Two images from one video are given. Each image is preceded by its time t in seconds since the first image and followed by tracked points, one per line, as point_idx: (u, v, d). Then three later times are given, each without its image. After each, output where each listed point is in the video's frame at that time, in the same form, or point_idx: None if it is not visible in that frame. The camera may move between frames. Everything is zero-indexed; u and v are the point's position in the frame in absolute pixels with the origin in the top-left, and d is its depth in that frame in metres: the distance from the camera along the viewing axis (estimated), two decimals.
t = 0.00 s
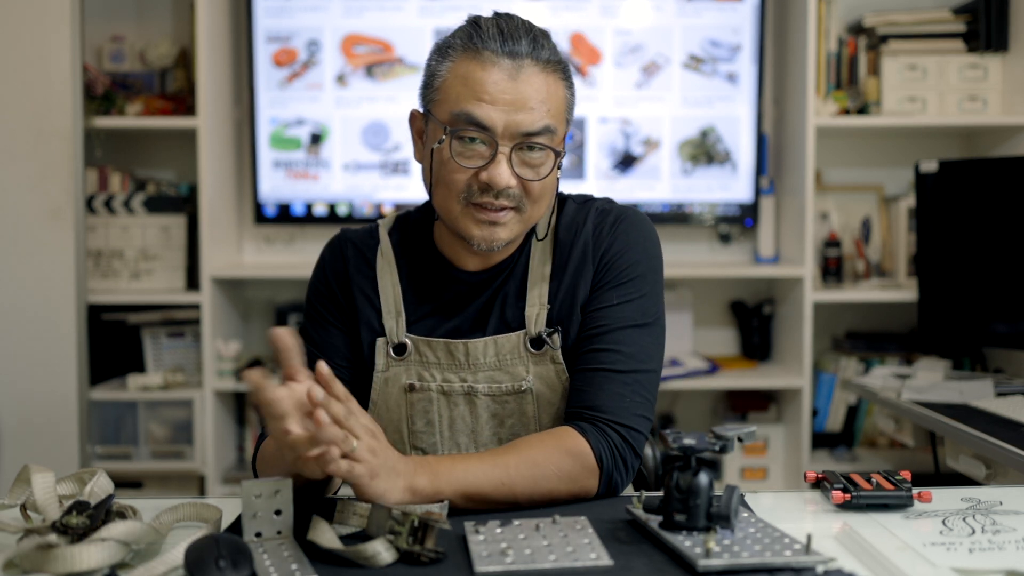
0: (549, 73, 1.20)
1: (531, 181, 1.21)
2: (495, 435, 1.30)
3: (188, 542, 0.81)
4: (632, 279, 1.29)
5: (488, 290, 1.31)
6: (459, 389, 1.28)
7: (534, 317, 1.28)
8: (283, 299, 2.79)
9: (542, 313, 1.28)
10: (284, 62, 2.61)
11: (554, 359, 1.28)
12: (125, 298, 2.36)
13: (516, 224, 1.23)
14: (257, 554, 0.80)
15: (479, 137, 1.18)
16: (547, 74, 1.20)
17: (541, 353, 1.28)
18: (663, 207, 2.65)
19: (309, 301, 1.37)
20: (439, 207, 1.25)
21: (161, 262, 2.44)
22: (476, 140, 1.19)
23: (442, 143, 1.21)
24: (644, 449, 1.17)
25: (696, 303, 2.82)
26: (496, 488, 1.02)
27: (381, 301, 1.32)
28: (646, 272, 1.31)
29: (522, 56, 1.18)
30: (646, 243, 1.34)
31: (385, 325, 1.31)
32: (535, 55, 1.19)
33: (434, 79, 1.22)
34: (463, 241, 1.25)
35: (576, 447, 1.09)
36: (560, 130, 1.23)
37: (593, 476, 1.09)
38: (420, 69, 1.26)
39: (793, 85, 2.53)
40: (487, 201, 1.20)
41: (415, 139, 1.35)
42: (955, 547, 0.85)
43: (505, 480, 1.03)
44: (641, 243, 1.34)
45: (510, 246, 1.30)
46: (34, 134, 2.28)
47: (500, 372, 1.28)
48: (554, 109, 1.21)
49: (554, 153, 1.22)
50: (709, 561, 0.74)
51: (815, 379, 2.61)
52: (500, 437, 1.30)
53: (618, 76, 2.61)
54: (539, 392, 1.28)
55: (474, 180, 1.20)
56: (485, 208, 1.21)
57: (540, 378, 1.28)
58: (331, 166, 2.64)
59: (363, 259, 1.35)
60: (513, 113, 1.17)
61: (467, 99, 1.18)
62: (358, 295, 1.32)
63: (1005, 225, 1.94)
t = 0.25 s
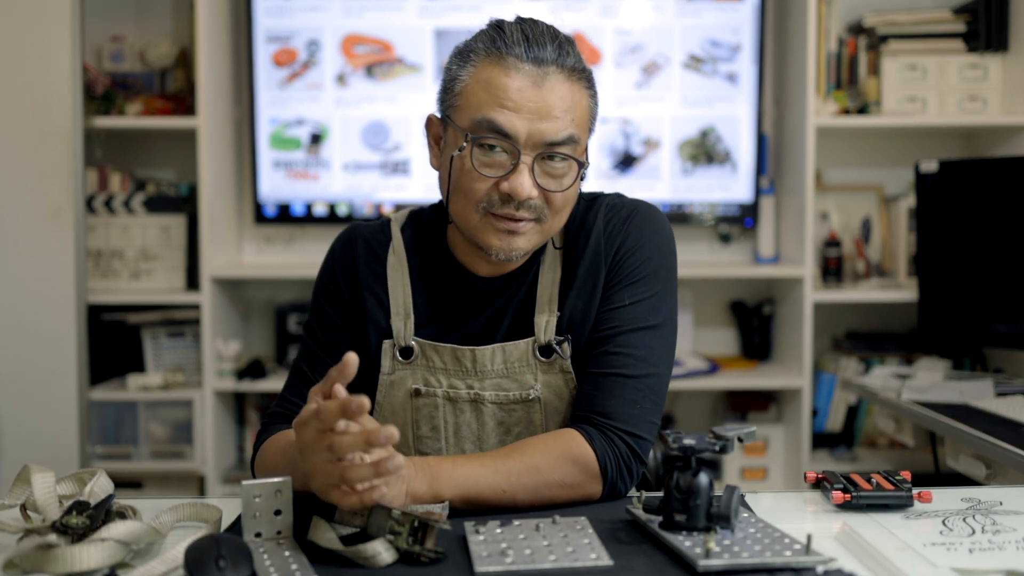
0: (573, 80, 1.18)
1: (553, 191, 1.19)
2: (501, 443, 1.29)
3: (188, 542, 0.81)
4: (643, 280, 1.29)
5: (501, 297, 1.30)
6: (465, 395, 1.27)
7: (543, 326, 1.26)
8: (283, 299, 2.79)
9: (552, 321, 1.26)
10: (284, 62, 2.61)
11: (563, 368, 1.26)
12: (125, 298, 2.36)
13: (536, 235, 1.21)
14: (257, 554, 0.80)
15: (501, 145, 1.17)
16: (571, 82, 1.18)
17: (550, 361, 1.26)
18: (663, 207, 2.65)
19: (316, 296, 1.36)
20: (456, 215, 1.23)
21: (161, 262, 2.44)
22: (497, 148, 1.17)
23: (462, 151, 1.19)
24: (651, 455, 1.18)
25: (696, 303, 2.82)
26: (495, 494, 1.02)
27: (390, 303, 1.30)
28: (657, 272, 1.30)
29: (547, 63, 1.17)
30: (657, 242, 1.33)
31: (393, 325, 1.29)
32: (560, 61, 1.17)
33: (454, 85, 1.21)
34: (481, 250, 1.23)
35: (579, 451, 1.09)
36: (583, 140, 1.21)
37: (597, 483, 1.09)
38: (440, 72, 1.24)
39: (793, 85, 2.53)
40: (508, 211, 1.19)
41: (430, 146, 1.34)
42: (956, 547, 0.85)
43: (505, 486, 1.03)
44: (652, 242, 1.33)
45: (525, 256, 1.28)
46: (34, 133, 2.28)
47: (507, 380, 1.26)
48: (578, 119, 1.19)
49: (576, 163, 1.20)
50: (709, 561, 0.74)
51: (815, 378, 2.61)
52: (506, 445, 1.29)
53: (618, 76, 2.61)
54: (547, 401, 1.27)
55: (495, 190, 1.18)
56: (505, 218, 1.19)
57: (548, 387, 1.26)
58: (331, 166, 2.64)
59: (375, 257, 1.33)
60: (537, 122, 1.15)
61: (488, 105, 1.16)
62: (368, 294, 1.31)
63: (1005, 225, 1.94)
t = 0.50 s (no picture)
0: (590, 88, 1.18)
1: (570, 201, 1.19)
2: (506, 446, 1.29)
3: (188, 542, 0.81)
4: (649, 280, 1.28)
5: (512, 302, 1.29)
6: (470, 400, 1.26)
7: (551, 330, 1.26)
8: (283, 299, 2.79)
9: (559, 326, 1.26)
10: (283, 62, 2.61)
11: (570, 373, 1.26)
12: (125, 298, 2.36)
13: (551, 244, 1.21)
14: (257, 554, 0.80)
15: (517, 154, 1.16)
16: (588, 89, 1.18)
17: (557, 366, 1.26)
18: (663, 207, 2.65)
19: (322, 293, 1.35)
20: (471, 224, 1.23)
21: (161, 262, 2.44)
22: (513, 158, 1.17)
23: (478, 160, 1.19)
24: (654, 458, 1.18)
25: (696, 303, 2.82)
26: (494, 496, 1.02)
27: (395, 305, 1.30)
28: (663, 272, 1.30)
29: (564, 69, 1.17)
30: (664, 240, 1.33)
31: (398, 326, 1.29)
32: (576, 69, 1.17)
33: (469, 93, 1.21)
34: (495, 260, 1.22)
35: (580, 456, 1.09)
36: (599, 148, 1.20)
37: (597, 486, 1.08)
38: (453, 77, 1.24)
39: (793, 86, 2.53)
40: (524, 222, 1.18)
41: (442, 155, 1.34)
42: (956, 547, 0.85)
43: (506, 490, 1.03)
44: (658, 241, 1.32)
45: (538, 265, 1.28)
46: (34, 133, 2.28)
47: (513, 385, 1.26)
48: (595, 127, 1.19)
49: (592, 171, 1.19)
50: (710, 561, 0.74)
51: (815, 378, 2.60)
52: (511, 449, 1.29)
53: (618, 76, 2.61)
54: (554, 406, 1.26)
55: (510, 199, 1.18)
56: (521, 228, 1.19)
57: (554, 392, 1.26)
58: (331, 166, 2.64)
59: (383, 257, 1.33)
60: (554, 130, 1.15)
61: (504, 114, 1.16)
62: (374, 295, 1.30)
63: (1005, 225, 1.94)
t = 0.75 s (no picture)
0: (589, 90, 1.18)
1: (569, 203, 1.19)
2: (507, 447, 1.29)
3: (188, 542, 0.81)
4: (650, 280, 1.28)
5: (513, 302, 1.29)
6: (471, 401, 1.26)
7: (552, 331, 1.26)
8: (283, 299, 2.79)
9: (560, 325, 1.26)
10: (284, 62, 2.61)
11: (571, 374, 1.26)
12: (125, 298, 2.36)
13: (550, 247, 1.21)
14: (257, 554, 0.80)
15: (516, 157, 1.16)
16: (587, 91, 1.18)
17: (558, 367, 1.26)
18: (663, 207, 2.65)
19: (321, 294, 1.35)
20: (470, 227, 1.23)
21: (161, 262, 2.44)
22: (511, 160, 1.17)
23: (476, 163, 1.19)
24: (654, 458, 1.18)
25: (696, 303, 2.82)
26: (495, 496, 1.02)
27: (396, 305, 1.30)
28: (664, 272, 1.30)
29: (563, 71, 1.17)
30: (665, 241, 1.33)
31: (398, 327, 1.29)
32: (575, 70, 1.17)
33: (467, 95, 1.20)
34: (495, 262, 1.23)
35: (581, 456, 1.09)
36: (599, 150, 1.20)
37: (598, 486, 1.08)
38: (452, 79, 1.24)
39: (793, 85, 2.53)
40: (523, 225, 1.18)
41: (440, 155, 1.34)
42: (956, 547, 0.85)
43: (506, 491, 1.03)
44: (659, 241, 1.32)
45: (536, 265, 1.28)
46: (34, 133, 2.28)
47: (514, 386, 1.26)
48: (594, 129, 1.19)
49: (592, 174, 1.19)
50: (710, 561, 0.74)
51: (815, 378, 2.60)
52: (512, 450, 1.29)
53: (618, 76, 2.61)
54: (555, 407, 1.26)
55: (509, 203, 1.18)
56: (520, 232, 1.19)
57: (556, 393, 1.26)
58: (331, 166, 2.64)
59: (382, 257, 1.33)
60: (553, 133, 1.14)
61: (504, 116, 1.16)
62: (374, 296, 1.31)
63: (1005, 225, 1.94)
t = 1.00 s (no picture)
0: (576, 71, 1.19)
1: (559, 180, 1.18)
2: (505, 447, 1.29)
3: (188, 542, 0.81)
4: (646, 280, 1.29)
5: (509, 301, 1.28)
6: (468, 402, 1.26)
7: (548, 330, 1.26)
8: (283, 299, 2.79)
9: (557, 325, 1.26)
10: (284, 62, 2.61)
11: (569, 373, 1.26)
12: (125, 298, 2.36)
13: (541, 231, 1.19)
14: (257, 555, 0.80)
15: (505, 132, 1.17)
16: (574, 73, 1.19)
17: (555, 367, 1.25)
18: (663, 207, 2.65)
19: (316, 298, 1.35)
20: (460, 212, 1.22)
21: (161, 262, 2.44)
22: (501, 136, 1.17)
23: (466, 140, 1.19)
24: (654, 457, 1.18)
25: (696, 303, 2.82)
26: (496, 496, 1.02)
27: (391, 305, 1.29)
28: (659, 272, 1.30)
29: (550, 53, 1.18)
30: (658, 240, 1.33)
31: (394, 328, 1.28)
32: (562, 51, 1.19)
33: (456, 79, 1.22)
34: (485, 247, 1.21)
35: (582, 455, 1.09)
36: (587, 131, 1.21)
37: (599, 485, 1.09)
38: (442, 68, 1.26)
39: (793, 85, 2.53)
40: (513, 201, 1.17)
41: (431, 153, 1.34)
42: (956, 547, 0.85)
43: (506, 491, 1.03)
44: (653, 241, 1.33)
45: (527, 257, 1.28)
46: (34, 133, 2.28)
47: (511, 386, 1.26)
48: (582, 109, 1.19)
49: (581, 154, 1.19)
50: (710, 562, 0.74)
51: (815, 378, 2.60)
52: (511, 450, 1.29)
53: (618, 76, 2.61)
54: (553, 406, 1.27)
55: (500, 180, 1.17)
56: (510, 210, 1.18)
57: (553, 392, 1.26)
58: (331, 166, 2.64)
59: (376, 258, 1.32)
60: (542, 107, 1.15)
61: (492, 91, 1.16)
62: (369, 298, 1.30)
63: (1005, 225, 1.94)
